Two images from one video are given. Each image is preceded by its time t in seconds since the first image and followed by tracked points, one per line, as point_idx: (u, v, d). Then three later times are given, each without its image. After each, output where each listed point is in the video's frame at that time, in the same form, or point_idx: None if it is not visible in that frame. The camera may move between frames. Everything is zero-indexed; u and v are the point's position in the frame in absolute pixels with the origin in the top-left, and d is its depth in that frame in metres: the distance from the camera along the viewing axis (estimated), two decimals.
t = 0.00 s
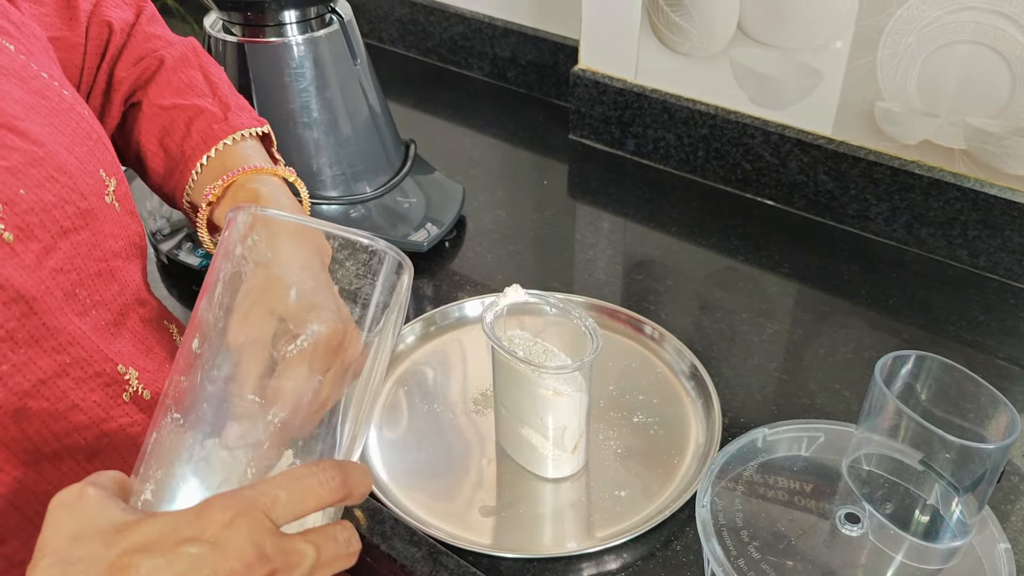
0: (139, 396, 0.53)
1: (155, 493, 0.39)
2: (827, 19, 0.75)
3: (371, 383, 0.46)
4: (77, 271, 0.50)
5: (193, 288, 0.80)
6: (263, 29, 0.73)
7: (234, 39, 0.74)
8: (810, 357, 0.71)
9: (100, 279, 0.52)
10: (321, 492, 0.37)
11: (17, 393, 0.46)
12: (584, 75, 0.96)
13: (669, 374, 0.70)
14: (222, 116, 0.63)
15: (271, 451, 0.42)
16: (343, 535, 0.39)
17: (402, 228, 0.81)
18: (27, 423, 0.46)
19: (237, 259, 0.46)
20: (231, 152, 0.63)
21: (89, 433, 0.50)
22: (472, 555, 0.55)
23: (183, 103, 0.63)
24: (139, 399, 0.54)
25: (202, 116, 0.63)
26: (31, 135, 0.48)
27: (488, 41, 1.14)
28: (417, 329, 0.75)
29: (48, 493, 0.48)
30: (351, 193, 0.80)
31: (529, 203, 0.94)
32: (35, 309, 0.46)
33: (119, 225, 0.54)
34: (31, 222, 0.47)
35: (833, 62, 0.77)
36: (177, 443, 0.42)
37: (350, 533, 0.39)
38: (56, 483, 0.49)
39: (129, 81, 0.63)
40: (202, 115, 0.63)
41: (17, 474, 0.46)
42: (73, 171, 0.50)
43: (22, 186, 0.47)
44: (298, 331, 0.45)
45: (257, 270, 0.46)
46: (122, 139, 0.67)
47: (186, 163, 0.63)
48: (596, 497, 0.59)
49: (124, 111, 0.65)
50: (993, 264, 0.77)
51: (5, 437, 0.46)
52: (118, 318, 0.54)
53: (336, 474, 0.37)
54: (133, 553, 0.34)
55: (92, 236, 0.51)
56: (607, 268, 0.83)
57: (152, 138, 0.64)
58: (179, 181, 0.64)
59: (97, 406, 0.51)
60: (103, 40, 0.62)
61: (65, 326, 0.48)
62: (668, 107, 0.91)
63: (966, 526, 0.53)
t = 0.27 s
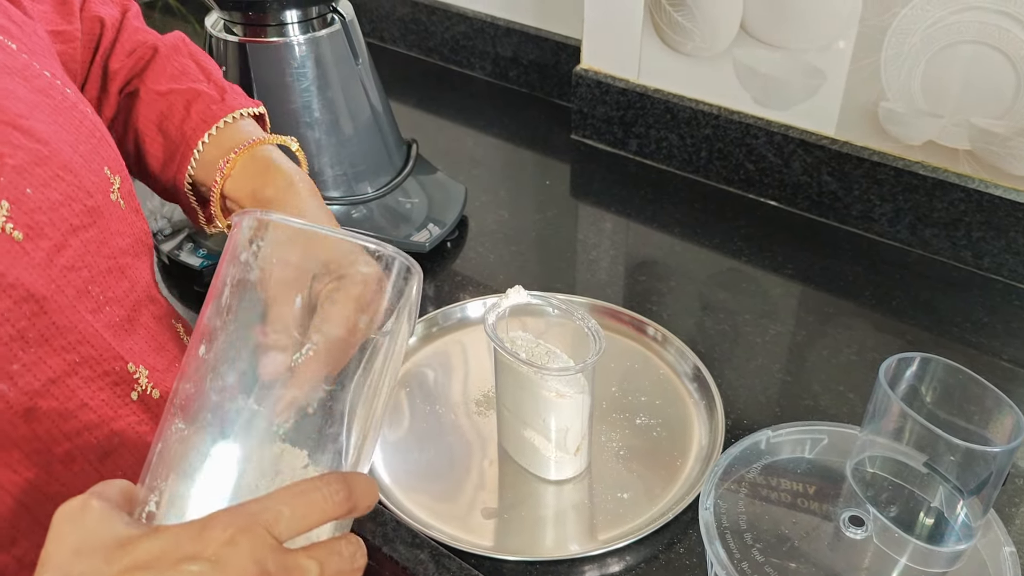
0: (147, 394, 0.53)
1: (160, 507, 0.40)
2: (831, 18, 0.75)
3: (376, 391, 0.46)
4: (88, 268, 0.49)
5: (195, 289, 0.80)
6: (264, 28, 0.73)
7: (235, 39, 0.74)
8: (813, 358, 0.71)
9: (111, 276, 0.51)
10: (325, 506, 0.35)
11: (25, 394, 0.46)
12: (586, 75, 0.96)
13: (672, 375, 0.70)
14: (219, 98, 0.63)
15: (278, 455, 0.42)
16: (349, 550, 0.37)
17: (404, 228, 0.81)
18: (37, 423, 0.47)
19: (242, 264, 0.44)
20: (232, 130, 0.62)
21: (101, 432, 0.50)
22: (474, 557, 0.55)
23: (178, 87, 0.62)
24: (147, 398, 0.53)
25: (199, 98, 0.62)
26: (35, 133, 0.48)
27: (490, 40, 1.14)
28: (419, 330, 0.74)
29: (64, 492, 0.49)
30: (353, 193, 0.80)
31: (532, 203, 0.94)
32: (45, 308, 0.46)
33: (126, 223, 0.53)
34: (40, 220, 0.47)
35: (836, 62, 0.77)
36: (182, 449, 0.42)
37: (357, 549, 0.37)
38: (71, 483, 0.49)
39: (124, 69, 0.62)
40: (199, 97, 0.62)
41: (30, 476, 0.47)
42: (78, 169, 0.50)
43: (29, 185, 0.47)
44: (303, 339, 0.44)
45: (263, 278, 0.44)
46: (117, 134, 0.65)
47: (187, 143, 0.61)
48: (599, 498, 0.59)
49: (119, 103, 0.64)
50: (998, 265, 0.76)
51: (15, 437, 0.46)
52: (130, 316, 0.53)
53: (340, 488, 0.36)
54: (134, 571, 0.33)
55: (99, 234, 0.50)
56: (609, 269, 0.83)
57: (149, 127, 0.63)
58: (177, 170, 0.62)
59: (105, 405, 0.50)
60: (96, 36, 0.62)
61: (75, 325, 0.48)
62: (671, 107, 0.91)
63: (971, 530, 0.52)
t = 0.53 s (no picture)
0: (162, 389, 0.52)
1: (174, 527, 0.37)
2: (833, 16, 0.75)
3: (395, 415, 0.41)
4: (101, 261, 0.48)
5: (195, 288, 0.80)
6: (265, 27, 0.73)
7: (235, 38, 0.74)
8: (815, 358, 0.71)
9: (122, 269, 0.50)
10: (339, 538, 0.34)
11: (45, 388, 0.45)
12: (587, 73, 0.95)
13: (675, 375, 0.70)
14: (206, 71, 0.60)
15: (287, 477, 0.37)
16: None
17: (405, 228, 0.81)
18: (55, 417, 0.45)
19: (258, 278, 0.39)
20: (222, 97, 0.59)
21: (116, 426, 0.49)
22: (475, 558, 0.54)
23: (166, 62, 0.60)
24: (162, 392, 0.52)
25: (186, 71, 0.60)
26: (46, 128, 0.47)
27: (490, 38, 1.13)
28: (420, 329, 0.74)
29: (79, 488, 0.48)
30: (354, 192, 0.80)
31: (533, 202, 0.93)
32: (64, 301, 0.45)
33: (134, 217, 0.52)
34: (55, 214, 0.46)
35: (839, 60, 0.77)
36: (189, 471, 0.38)
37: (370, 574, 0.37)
38: (84, 479, 0.48)
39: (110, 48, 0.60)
40: (186, 70, 0.60)
41: (47, 473, 0.46)
42: (89, 163, 0.48)
43: (42, 179, 0.45)
44: (315, 360, 0.38)
45: (276, 296, 0.39)
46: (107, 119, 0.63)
47: (182, 115, 0.59)
48: (600, 498, 0.59)
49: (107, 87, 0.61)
50: (1000, 265, 0.76)
51: (35, 433, 0.45)
52: (146, 309, 0.52)
53: (354, 518, 0.35)
54: None
55: (111, 228, 0.50)
56: (611, 268, 0.83)
57: (139, 105, 0.60)
58: (171, 148, 0.60)
59: (120, 399, 0.49)
60: (79, 28, 0.60)
61: (91, 318, 0.47)
62: (673, 105, 0.91)
63: (974, 530, 0.52)
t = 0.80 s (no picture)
0: (178, 387, 0.52)
1: (200, 550, 0.38)
2: (835, 15, 0.75)
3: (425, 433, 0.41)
4: (120, 260, 0.48)
5: (197, 288, 0.80)
6: (266, 27, 0.73)
7: (235, 38, 0.74)
8: (817, 358, 0.70)
9: (140, 268, 0.50)
10: (367, 571, 0.35)
11: (71, 387, 0.44)
12: (588, 73, 0.95)
13: (676, 376, 0.70)
14: (193, 41, 0.60)
15: (315, 488, 0.38)
16: None
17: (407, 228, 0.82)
18: (77, 415, 0.45)
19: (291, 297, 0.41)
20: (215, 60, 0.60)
21: (130, 425, 0.49)
22: (477, 560, 0.55)
23: (153, 39, 0.59)
24: (177, 390, 0.52)
25: (175, 44, 0.59)
26: (62, 128, 0.47)
27: (492, 38, 1.13)
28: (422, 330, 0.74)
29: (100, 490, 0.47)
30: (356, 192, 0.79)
31: (534, 202, 0.93)
32: (88, 300, 0.45)
33: (149, 217, 0.52)
34: (77, 214, 0.46)
35: (840, 59, 0.77)
36: (220, 491, 0.40)
37: None
38: (105, 479, 0.47)
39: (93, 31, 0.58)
40: (174, 43, 0.59)
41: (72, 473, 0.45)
42: (105, 163, 0.49)
43: (61, 180, 0.45)
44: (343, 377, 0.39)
45: (309, 313, 0.40)
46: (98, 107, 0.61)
47: (177, 87, 0.58)
48: (602, 498, 0.59)
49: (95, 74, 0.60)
50: (1002, 265, 0.76)
51: (62, 432, 0.44)
52: (164, 305, 0.53)
53: (382, 551, 0.36)
54: None
55: (127, 227, 0.50)
56: (612, 268, 0.83)
57: (132, 86, 0.59)
58: (172, 121, 0.59)
59: (134, 398, 0.49)
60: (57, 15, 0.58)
61: (111, 317, 0.47)
62: (674, 105, 0.91)
63: (977, 530, 0.52)
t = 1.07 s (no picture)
0: (186, 385, 0.52)
1: None
2: (836, 15, 0.75)
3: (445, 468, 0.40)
4: (132, 258, 0.48)
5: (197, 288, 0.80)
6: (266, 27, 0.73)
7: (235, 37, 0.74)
8: (817, 358, 0.70)
9: (152, 266, 0.50)
10: None
11: (87, 385, 0.44)
12: (588, 73, 0.95)
13: (678, 377, 0.69)
14: (185, 13, 0.58)
15: (320, 531, 0.37)
16: None
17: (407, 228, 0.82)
18: (90, 412, 0.45)
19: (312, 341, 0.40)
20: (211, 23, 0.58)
21: (139, 422, 0.48)
22: (479, 560, 0.55)
23: (143, 14, 0.57)
24: (185, 389, 0.52)
25: (168, 17, 0.57)
26: (73, 127, 0.46)
27: (492, 38, 1.13)
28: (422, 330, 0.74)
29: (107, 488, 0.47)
30: (356, 192, 0.79)
31: (534, 202, 0.93)
32: (104, 297, 0.45)
33: (157, 217, 0.51)
34: (91, 212, 0.45)
35: (840, 59, 0.77)
36: (226, 534, 0.39)
37: None
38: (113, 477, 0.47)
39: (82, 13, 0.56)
40: (167, 16, 0.57)
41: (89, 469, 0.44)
42: (115, 162, 0.48)
43: (75, 178, 0.45)
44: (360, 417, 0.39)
45: (331, 361, 0.40)
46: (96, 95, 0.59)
47: (178, 54, 0.56)
48: (603, 498, 0.59)
49: (91, 61, 0.57)
50: (1003, 266, 0.76)
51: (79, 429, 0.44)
52: (175, 304, 0.52)
53: None
54: None
55: (138, 226, 0.49)
56: (612, 268, 0.83)
57: (132, 63, 0.57)
58: (176, 91, 0.57)
59: (144, 396, 0.49)
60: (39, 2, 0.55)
61: (127, 314, 0.46)
62: (675, 105, 0.91)
63: (978, 530, 0.52)
